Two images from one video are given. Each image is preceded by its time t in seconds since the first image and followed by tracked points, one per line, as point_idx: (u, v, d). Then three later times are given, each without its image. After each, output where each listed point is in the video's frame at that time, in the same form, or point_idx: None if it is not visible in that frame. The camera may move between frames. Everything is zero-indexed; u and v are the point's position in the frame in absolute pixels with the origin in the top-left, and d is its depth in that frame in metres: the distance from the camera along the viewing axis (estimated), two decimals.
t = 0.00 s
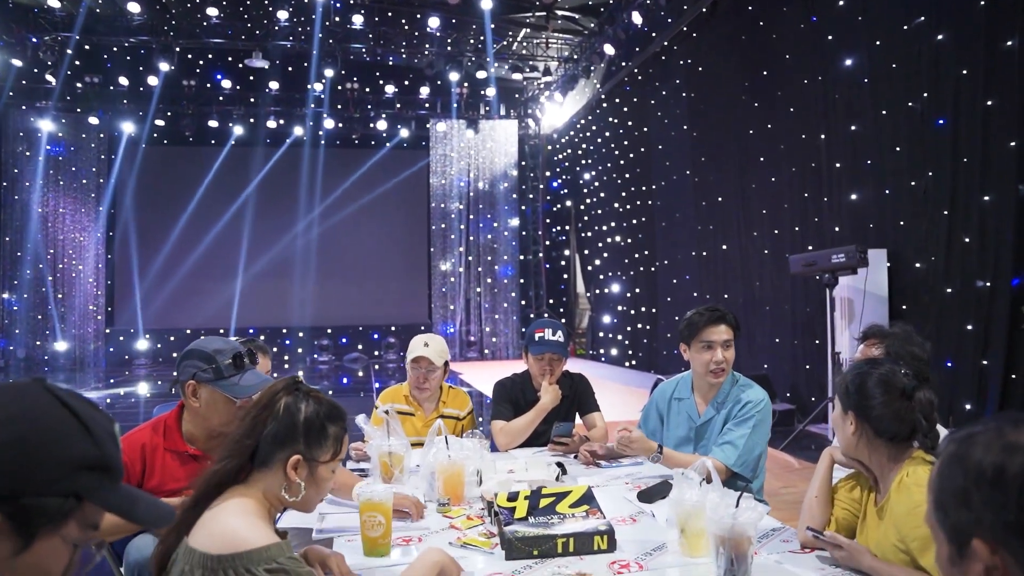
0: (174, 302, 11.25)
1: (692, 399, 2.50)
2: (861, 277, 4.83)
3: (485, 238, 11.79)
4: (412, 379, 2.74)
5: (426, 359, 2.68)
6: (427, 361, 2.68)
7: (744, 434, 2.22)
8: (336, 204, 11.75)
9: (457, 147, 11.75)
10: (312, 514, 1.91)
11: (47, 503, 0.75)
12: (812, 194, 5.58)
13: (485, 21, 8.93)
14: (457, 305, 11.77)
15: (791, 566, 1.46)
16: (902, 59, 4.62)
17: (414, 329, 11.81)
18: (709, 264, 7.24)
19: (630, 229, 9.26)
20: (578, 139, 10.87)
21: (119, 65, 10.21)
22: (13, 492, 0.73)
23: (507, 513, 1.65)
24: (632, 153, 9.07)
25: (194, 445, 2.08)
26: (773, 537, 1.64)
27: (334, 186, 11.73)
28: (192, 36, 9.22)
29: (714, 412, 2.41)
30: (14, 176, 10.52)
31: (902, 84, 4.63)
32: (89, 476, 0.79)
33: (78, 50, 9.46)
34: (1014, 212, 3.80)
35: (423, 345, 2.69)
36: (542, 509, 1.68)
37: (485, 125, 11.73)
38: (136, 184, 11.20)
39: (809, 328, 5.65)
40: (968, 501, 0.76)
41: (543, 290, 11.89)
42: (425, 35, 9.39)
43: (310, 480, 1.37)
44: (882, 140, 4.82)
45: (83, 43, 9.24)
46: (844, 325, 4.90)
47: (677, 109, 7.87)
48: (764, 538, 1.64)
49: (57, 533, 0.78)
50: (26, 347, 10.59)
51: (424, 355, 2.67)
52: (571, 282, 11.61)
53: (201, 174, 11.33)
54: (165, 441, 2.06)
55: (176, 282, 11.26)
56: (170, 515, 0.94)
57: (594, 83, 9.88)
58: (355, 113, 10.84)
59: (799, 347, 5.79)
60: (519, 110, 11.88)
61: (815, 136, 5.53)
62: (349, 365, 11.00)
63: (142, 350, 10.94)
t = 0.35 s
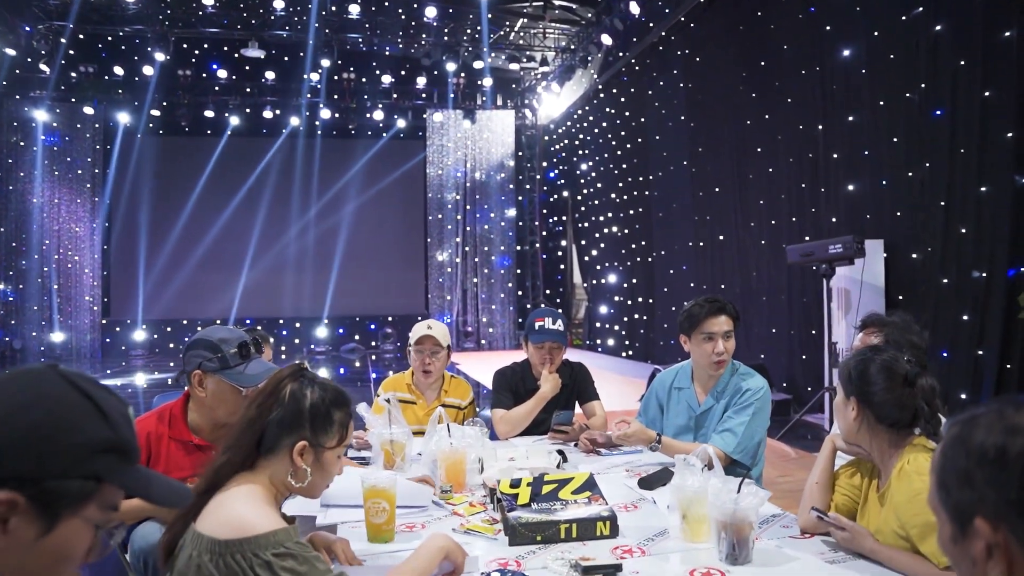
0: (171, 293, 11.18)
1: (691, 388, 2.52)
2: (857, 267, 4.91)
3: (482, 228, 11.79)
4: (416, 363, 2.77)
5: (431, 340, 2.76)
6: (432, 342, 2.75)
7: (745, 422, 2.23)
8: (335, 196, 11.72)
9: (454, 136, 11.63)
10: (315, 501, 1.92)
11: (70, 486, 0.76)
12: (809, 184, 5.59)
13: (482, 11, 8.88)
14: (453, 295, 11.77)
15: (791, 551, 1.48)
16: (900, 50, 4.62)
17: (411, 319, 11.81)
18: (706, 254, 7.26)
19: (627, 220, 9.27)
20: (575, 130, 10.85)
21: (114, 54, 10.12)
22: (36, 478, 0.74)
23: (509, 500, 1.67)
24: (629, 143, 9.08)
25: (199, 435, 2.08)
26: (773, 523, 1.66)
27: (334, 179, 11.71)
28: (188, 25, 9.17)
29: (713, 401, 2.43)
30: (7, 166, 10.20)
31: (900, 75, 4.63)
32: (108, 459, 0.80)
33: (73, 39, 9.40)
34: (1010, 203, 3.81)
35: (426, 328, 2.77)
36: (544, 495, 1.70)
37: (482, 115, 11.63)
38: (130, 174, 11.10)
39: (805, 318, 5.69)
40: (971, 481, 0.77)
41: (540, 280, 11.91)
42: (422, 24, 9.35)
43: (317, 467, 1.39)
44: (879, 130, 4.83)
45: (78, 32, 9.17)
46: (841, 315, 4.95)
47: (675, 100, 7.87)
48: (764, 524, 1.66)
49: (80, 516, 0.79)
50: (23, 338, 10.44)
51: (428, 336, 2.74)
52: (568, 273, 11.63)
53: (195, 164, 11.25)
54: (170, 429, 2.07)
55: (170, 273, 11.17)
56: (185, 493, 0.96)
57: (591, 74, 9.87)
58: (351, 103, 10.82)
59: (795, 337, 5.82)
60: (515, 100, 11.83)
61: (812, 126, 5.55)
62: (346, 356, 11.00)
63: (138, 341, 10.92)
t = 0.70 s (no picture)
0: (160, 284, 11.08)
1: (684, 376, 2.54)
2: (848, 257, 4.93)
3: (472, 218, 11.78)
4: (410, 349, 2.77)
5: (426, 326, 2.77)
6: (427, 328, 2.76)
7: (737, 410, 2.25)
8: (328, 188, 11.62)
9: (445, 127, 11.63)
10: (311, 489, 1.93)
11: (77, 471, 0.77)
12: (800, 174, 5.62)
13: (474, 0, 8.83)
14: (444, 285, 11.76)
15: (786, 536, 1.50)
16: (891, 41, 4.64)
17: (402, 310, 11.79)
18: (697, 244, 7.29)
19: (618, 210, 9.28)
20: (566, 120, 10.83)
21: (101, 43, 10.05)
22: (44, 463, 0.74)
23: (505, 487, 1.68)
24: (620, 133, 9.08)
25: (193, 425, 2.08)
26: (766, 509, 1.68)
27: (329, 173, 11.63)
28: (176, 14, 9.06)
29: (706, 389, 2.45)
30: None
31: (891, 65, 4.65)
32: (113, 444, 0.81)
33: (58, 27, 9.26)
34: (998, 193, 3.84)
35: (422, 315, 2.78)
36: (540, 482, 1.71)
37: (473, 105, 11.63)
38: (118, 164, 10.98)
39: (795, 307, 5.73)
40: (966, 462, 0.78)
41: (531, 271, 11.91)
42: (412, 14, 9.28)
43: (315, 454, 1.39)
44: (870, 121, 4.86)
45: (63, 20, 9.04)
46: (831, 305, 4.98)
47: (666, 90, 7.86)
48: (758, 510, 1.68)
49: (87, 500, 0.79)
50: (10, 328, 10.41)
51: (424, 321, 2.75)
52: (559, 263, 11.64)
53: (183, 153, 11.12)
54: (164, 420, 2.06)
55: (158, 263, 11.08)
56: (190, 477, 0.97)
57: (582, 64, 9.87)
58: (341, 93, 10.73)
59: (785, 328, 5.86)
60: (506, 90, 11.78)
61: (803, 117, 5.57)
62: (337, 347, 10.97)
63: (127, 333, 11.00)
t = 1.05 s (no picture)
0: (153, 274, 10.94)
1: (676, 363, 2.56)
2: (838, 248, 4.93)
3: (464, 208, 11.76)
4: (401, 337, 2.78)
5: (416, 314, 2.78)
6: (417, 316, 2.77)
7: (728, 397, 2.28)
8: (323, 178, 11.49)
9: (436, 117, 11.64)
10: (306, 476, 1.94)
11: (60, 441, 0.77)
12: (791, 165, 5.64)
13: None
14: (435, 276, 11.76)
15: (774, 519, 1.53)
16: (882, 32, 4.66)
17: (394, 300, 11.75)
18: (688, 234, 7.31)
19: (609, 200, 9.30)
20: (558, 110, 10.82)
21: (89, 31, 9.70)
22: (26, 431, 0.75)
23: (498, 472, 1.70)
24: (612, 124, 9.08)
25: (188, 410, 2.08)
26: (756, 494, 1.71)
27: (324, 163, 11.52)
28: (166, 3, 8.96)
29: (697, 377, 2.47)
30: None
31: (881, 56, 4.67)
32: (96, 415, 0.81)
33: (45, 15, 9.13)
34: (986, 183, 3.87)
35: (411, 303, 2.78)
36: (532, 467, 1.73)
37: (465, 95, 11.58)
38: (107, 153, 10.83)
39: (786, 298, 5.77)
40: (947, 440, 0.80)
41: (523, 261, 11.91)
42: (403, 4, 9.23)
43: (309, 438, 1.40)
44: (861, 111, 4.88)
45: (51, 7, 8.92)
46: (821, 295, 5.02)
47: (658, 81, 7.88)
48: (747, 495, 1.70)
49: (71, 470, 0.80)
50: None
51: (413, 310, 2.76)
52: (550, 254, 11.66)
53: (172, 141, 10.99)
54: (159, 404, 2.06)
55: (148, 253, 10.94)
56: (176, 448, 0.98)
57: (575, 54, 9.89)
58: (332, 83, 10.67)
59: (776, 317, 5.91)
60: (498, 80, 11.75)
61: (795, 108, 5.59)
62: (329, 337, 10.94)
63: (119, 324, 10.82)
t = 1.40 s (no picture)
0: (166, 264, 11.03)
1: (681, 351, 2.58)
2: (845, 237, 4.95)
3: (472, 199, 11.77)
4: (409, 326, 2.81)
5: (424, 304, 2.81)
6: (425, 305, 2.80)
7: (732, 385, 2.30)
8: (332, 167, 11.51)
9: (443, 107, 11.63)
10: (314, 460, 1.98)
11: (81, 418, 0.80)
12: (798, 155, 5.63)
13: None
14: (443, 266, 11.79)
15: (777, 504, 1.55)
16: (891, 20, 4.63)
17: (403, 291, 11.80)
18: (695, 225, 7.30)
19: (617, 191, 9.31)
20: (566, 101, 10.80)
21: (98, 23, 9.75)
22: (48, 410, 0.77)
23: (504, 457, 1.73)
24: (619, 114, 9.07)
25: (196, 398, 2.11)
26: (758, 479, 1.73)
27: (333, 154, 11.54)
28: None
29: (702, 364, 2.50)
30: None
31: (891, 45, 4.65)
32: (116, 394, 0.84)
33: (54, 7, 9.16)
34: (995, 172, 3.86)
35: (419, 292, 2.81)
36: (538, 452, 1.76)
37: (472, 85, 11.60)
38: (116, 144, 10.89)
39: (793, 288, 5.77)
40: (941, 419, 0.82)
41: (530, 252, 11.92)
42: None
43: (319, 422, 1.43)
44: (869, 101, 4.86)
45: None
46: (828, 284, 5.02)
47: (665, 70, 7.86)
48: (750, 480, 1.73)
49: (92, 447, 0.83)
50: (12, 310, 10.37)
51: (421, 299, 2.79)
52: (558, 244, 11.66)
53: (182, 132, 11.04)
54: (169, 393, 2.10)
55: (158, 244, 10.98)
56: (190, 427, 1.01)
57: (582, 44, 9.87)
58: (340, 74, 10.69)
59: (783, 308, 5.91)
60: (506, 70, 11.70)
61: (803, 98, 5.57)
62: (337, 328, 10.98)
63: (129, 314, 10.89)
